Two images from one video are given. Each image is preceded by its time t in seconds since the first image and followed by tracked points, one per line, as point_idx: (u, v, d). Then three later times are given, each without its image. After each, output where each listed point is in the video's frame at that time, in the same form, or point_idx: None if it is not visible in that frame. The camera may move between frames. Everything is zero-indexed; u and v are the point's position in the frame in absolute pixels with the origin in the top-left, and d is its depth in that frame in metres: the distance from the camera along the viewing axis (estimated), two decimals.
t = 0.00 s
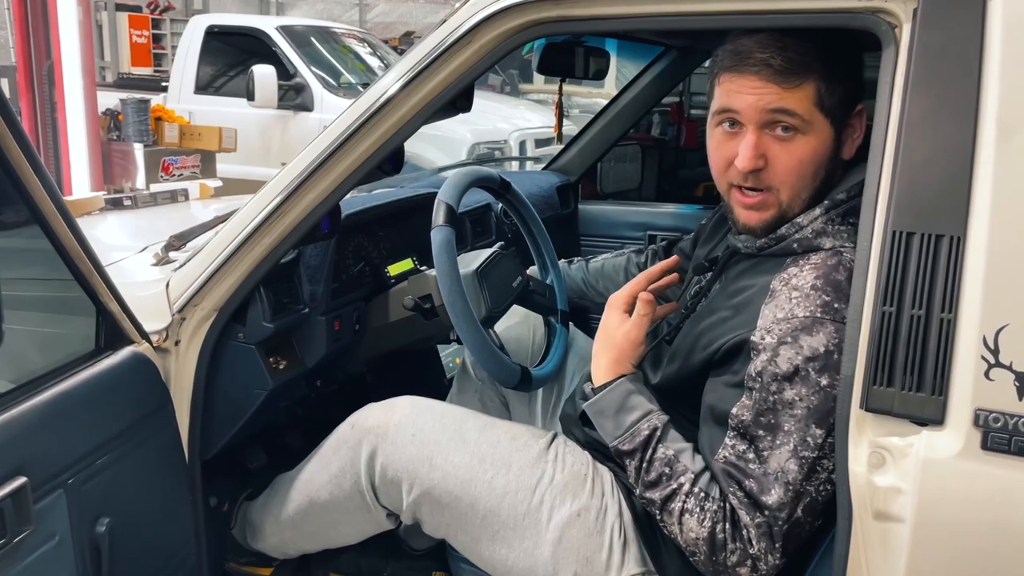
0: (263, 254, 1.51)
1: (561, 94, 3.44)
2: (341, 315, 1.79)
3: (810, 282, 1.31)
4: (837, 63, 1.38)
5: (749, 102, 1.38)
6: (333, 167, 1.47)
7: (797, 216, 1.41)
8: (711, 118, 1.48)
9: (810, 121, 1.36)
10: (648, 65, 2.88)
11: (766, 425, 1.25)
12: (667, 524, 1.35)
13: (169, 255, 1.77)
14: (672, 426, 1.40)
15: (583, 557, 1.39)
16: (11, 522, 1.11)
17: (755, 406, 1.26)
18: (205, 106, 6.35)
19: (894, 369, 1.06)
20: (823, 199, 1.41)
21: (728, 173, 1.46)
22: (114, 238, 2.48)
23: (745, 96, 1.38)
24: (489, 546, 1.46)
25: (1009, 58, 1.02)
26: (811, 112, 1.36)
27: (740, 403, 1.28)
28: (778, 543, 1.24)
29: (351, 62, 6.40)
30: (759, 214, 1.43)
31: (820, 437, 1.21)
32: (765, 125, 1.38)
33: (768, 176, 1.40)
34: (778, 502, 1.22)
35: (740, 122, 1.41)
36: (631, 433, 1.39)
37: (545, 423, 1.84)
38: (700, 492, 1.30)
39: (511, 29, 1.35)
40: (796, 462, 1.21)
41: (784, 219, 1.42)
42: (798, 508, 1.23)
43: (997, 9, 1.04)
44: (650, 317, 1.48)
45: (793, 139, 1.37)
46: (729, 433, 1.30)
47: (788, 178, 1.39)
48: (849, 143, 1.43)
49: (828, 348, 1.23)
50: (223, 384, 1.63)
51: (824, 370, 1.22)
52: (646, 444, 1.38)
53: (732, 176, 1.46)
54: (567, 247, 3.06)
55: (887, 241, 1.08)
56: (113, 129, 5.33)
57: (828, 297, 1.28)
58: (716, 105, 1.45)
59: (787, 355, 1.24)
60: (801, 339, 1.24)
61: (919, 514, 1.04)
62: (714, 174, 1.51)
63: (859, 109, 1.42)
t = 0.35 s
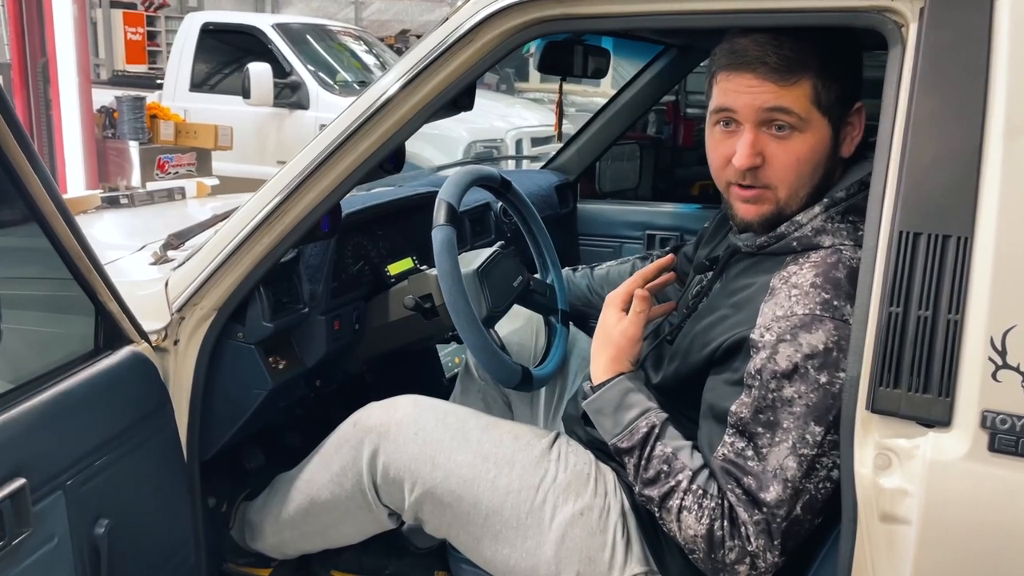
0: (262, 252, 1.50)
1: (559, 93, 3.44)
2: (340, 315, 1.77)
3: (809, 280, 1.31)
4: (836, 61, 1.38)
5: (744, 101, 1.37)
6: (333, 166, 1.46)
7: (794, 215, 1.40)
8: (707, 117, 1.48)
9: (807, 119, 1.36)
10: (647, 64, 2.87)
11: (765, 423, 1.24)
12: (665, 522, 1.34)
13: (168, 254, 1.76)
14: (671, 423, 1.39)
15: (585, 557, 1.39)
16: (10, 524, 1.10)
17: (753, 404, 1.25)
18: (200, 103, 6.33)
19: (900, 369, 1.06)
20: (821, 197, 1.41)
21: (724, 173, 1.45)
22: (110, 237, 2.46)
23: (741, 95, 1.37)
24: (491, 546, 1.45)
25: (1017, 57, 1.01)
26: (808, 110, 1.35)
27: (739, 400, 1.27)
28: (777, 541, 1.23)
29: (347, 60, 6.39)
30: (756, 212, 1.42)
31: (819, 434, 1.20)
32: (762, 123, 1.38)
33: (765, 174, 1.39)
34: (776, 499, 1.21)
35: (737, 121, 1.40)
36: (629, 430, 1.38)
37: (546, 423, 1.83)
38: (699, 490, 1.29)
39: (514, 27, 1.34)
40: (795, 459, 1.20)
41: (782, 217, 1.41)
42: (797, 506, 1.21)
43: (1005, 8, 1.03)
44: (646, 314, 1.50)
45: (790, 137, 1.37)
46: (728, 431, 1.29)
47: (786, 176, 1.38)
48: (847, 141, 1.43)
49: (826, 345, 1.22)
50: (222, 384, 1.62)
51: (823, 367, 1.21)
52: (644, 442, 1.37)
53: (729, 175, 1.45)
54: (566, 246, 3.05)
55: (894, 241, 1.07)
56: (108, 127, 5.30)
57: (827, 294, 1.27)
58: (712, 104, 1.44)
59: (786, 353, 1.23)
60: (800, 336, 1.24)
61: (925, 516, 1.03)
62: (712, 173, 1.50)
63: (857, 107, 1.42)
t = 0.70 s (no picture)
0: (263, 251, 1.49)
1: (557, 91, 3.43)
2: (340, 315, 1.76)
3: (811, 276, 1.30)
4: (839, 57, 1.37)
5: (744, 99, 1.38)
6: (335, 165, 1.45)
7: (797, 212, 1.39)
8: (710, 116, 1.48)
9: (808, 116, 1.35)
10: (646, 62, 2.86)
11: (768, 419, 1.23)
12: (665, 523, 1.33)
13: (167, 253, 1.74)
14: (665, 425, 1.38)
15: (588, 559, 1.38)
16: (9, 526, 1.09)
17: (756, 399, 1.24)
18: (194, 101, 6.29)
19: (907, 370, 1.05)
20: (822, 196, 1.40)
21: (726, 170, 1.45)
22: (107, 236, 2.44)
23: (741, 92, 1.38)
24: (492, 548, 1.44)
25: None
26: (809, 107, 1.35)
27: (742, 396, 1.27)
28: (781, 539, 1.22)
29: (342, 58, 6.38)
30: (759, 209, 1.41)
31: (823, 430, 1.19)
32: (763, 121, 1.37)
33: (766, 171, 1.39)
34: (780, 495, 1.20)
35: (738, 118, 1.40)
36: (623, 432, 1.37)
37: (547, 424, 1.83)
38: (697, 489, 1.29)
39: (516, 25, 1.33)
40: (799, 455, 1.20)
41: (785, 215, 1.41)
42: (801, 503, 1.20)
43: (1013, 8, 1.03)
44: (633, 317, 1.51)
45: (791, 134, 1.36)
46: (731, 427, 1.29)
47: (786, 174, 1.38)
48: (848, 139, 1.42)
49: (830, 340, 1.21)
50: (221, 384, 1.61)
51: (826, 362, 1.20)
52: (639, 445, 1.36)
53: (730, 173, 1.45)
54: (565, 245, 3.04)
55: (901, 241, 1.07)
56: (103, 124, 5.26)
57: (831, 290, 1.27)
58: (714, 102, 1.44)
59: (789, 348, 1.23)
60: (804, 332, 1.23)
61: (933, 518, 1.03)
62: (715, 172, 1.50)
63: (860, 105, 1.41)
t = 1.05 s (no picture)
0: (266, 251, 1.48)
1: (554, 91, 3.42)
2: (341, 316, 1.75)
3: (823, 257, 1.30)
4: (857, 57, 1.36)
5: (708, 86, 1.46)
6: (337, 165, 1.44)
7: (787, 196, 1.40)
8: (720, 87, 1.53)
9: (744, 109, 1.40)
10: (646, 61, 2.85)
11: (763, 380, 1.23)
12: (634, 480, 1.35)
13: (167, 253, 1.73)
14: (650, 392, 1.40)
15: (593, 561, 1.37)
16: (12, 531, 1.08)
17: (753, 362, 1.25)
18: (188, 99, 6.27)
19: (916, 372, 1.05)
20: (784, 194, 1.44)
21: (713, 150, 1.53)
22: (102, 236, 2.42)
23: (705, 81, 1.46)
24: (497, 550, 1.44)
25: None
26: (742, 103, 1.40)
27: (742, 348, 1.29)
28: (752, 492, 1.23)
29: (336, 56, 6.36)
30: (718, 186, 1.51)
31: (819, 401, 1.19)
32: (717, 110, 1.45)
33: (719, 155, 1.48)
34: (758, 442, 1.21)
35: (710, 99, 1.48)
36: (608, 386, 1.38)
37: (549, 425, 1.82)
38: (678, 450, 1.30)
39: (521, 25, 1.33)
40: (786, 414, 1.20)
41: (735, 196, 1.48)
42: (782, 462, 1.20)
43: None
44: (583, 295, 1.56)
45: (733, 126, 1.43)
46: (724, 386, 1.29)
47: (731, 162, 1.45)
48: (797, 140, 1.39)
49: (837, 316, 1.21)
50: (221, 386, 1.60)
51: (831, 336, 1.20)
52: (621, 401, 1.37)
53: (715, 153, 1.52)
54: (563, 244, 3.04)
55: (911, 242, 1.06)
56: (97, 122, 5.21)
57: (841, 271, 1.27)
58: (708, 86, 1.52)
59: (796, 320, 1.23)
60: (812, 305, 1.24)
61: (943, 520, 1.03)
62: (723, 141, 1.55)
63: (817, 109, 1.36)
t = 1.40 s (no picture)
0: (270, 251, 1.47)
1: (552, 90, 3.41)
2: (344, 316, 1.74)
3: (806, 219, 1.33)
4: (858, 51, 1.39)
5: (748, 65, 1.43)
6: (343, 164, 1.43)
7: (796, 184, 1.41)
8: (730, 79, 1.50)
9: (797, 89, 1.38)
10: (646, 60, 2.84)
11: (702, 286, 1.33)
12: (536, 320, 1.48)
13: (169, 253, 1.71)
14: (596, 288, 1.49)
15: (601, 560, 1.37)
16: (20, 535, 1.06)
17: (707, 268, 1.35)
18: (182, 98, 6.23)
19: (929, 373, 1.05)
20: (809, 181, 1.42)
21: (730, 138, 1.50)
22: (99, 237, 2.40)
23: (745, 60, 1.44)
24: (504, 550, 1.42)
25: None
26: (801, 81, 1.38)
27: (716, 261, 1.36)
28: (646, 361, 1.34)
29: (330, 54, 6.34)
30: (745, 178, 1.47)
31: (741, 318, 1.28)
32: (758, 89, 1.42)
33: (755, 139, 1.43)
34: (671, 321, 1.32)
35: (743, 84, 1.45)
36: (527, 258, 1.54)
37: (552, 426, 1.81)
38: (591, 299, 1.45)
39: (528, 25, 1.32)
40: (709, 308, 1.30)
41: (766, 183, 1.45)
42: (683, 346, 1.31)
43: None
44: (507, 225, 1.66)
45: (780, 106, 1.40)
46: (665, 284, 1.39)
47: (771, 145, 1.42)
48: (842, 126, 1.40)
49: (797, 263, 1.28)
50: (225, 385, 1.59)
51: (781, 276, 1.27)
52: (537, 269, 1.52)
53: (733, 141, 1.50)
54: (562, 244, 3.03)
55: (923, 243, 1.06)
56: (91, 121, 5.13)
57: (819, 236, 1.30)
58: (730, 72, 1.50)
59: (758, 255, 1.31)
60: (776, 249, 1.31)
61: (957, 522, 1.02)
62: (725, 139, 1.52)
63: (862, 96, 1.39)
